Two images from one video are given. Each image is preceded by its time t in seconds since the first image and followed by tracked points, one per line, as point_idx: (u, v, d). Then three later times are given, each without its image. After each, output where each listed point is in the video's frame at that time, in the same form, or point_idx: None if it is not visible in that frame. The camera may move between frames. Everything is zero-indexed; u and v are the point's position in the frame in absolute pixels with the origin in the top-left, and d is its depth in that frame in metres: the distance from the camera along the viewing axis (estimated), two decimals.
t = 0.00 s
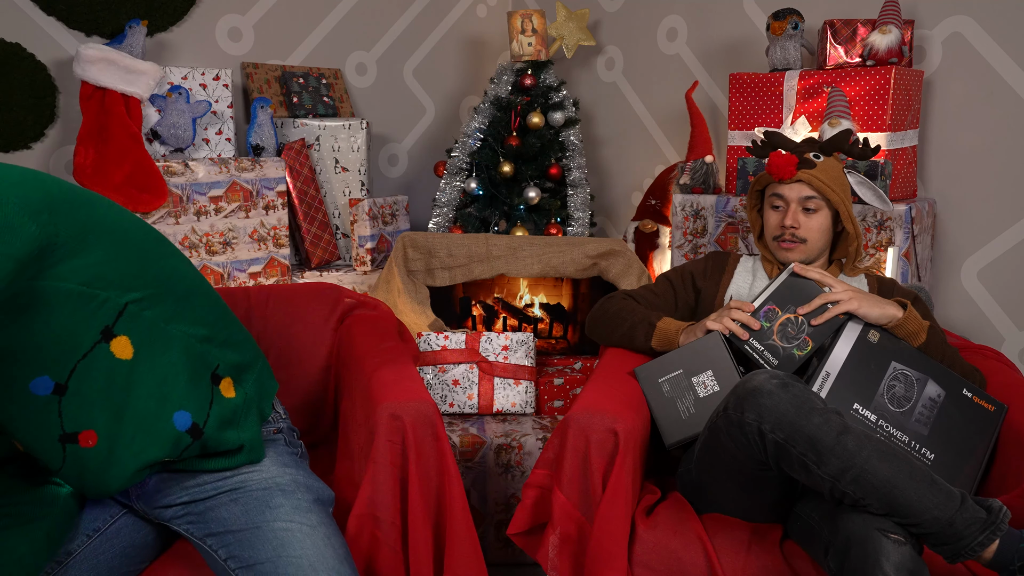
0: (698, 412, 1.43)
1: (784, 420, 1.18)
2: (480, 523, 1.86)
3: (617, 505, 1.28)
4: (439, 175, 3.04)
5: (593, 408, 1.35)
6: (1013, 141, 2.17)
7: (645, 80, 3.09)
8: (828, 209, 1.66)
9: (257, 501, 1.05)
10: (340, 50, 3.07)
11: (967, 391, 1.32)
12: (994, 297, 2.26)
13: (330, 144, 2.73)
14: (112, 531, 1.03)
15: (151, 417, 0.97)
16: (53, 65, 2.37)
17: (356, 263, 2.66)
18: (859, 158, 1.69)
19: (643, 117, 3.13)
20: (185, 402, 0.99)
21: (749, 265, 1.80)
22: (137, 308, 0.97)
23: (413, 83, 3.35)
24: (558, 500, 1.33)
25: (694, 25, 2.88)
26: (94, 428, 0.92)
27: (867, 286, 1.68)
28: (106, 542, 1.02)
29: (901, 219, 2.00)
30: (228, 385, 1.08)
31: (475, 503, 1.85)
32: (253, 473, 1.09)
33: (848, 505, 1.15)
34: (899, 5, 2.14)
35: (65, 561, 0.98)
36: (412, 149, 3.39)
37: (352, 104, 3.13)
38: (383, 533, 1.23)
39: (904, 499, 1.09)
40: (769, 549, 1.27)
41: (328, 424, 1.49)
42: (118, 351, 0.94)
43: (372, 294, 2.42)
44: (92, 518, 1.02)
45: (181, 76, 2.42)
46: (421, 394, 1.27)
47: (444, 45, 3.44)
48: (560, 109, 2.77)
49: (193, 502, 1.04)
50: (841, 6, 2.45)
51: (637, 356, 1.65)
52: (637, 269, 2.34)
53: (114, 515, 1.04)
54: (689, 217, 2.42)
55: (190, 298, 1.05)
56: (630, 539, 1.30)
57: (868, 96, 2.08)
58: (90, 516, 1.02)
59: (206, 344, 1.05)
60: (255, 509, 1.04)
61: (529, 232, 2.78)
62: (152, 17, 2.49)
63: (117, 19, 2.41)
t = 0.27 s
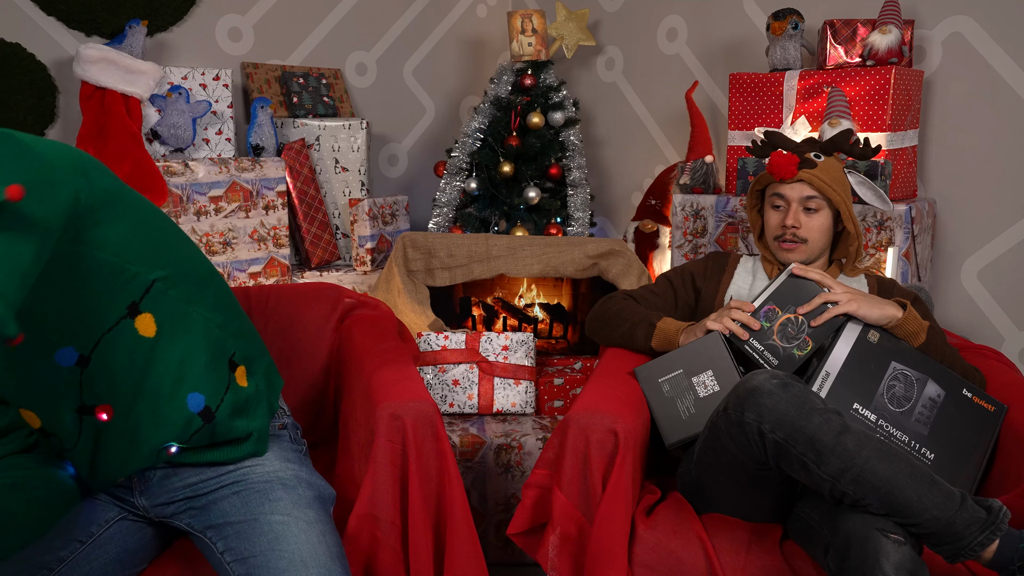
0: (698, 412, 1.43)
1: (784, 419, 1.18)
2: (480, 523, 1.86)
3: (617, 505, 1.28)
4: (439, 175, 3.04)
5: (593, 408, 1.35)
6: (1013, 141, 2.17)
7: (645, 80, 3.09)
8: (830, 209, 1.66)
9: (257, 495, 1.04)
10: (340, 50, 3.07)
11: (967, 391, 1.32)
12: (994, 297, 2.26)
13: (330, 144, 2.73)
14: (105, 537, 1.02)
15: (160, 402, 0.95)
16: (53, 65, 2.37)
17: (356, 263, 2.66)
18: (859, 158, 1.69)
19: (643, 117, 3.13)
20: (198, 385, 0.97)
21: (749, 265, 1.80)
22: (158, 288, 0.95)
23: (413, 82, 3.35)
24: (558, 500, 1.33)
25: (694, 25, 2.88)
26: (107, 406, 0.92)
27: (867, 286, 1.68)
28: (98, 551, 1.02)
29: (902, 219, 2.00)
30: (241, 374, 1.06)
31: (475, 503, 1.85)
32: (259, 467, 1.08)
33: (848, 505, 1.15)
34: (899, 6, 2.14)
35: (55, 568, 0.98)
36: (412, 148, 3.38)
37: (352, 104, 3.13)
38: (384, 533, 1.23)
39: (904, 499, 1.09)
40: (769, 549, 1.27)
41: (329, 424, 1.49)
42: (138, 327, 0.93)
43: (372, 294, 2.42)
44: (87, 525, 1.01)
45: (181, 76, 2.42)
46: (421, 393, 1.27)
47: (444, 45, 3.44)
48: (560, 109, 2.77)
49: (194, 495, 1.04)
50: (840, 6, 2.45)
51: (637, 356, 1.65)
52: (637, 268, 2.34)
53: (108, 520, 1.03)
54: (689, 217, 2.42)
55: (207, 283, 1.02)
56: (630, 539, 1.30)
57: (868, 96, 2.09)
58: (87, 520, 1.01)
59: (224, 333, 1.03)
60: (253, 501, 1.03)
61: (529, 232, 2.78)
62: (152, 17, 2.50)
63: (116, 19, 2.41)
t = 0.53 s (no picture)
0: (698, 411, 1.43)
1: (784, 420, 1.18)
2: (480, 523, 1.86)
3: (617, 505, 1.28)
4: (439, 175, 3.04)
5: (594, 408, 1.35)
6: (1013, 141, 2.17)
7: (645, 79, 3.09)
8: (835, 204, 1.67)
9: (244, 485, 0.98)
10: (340, 50, 3.07)
11: (967, 391, 1.32)
12: (994, 297, 2.25)
13: (330, 144, 2.73)
14: (102, 540, 0.97)
15: (183, 398, 0.91)
16: (53, 65, 2.37)
17: (356, 263, 2.66)
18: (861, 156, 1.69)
19: (643, 117, 3.13)
20: (220, 384, 0.95)
21: (749, 264, 1.80)
22: (196, 283, 0.92)
23: (413, 82, 3.35)
24: (558, 500, 1.33)
25: (694, 25, 2.87)
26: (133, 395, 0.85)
27: (867, 286, 1.68)
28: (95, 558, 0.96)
29: (902, 219, 2.00)
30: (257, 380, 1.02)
31: (475, 503, 1.85)
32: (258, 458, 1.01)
33: (848, 505, 1.15)
34: (899, 5, 2.14)
35: (50, 573, 0.93)
36: (412, 148, 3.38)
37: (352, 104, 3.13)
38: (384, 534, 1.22)
39: (904, 499, 1.09)
40: (769, 549, 1.27)
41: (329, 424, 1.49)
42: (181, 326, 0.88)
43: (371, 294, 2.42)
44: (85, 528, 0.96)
45: (181, 76, 2.42)
46: (422, 393, 1.27)
47: (444, 44, 3.44)
48: (560, 109, 2.77)
49: (188, 490, 0.98)
50: (840, 6, 2.45)
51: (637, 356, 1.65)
52: (637, 268, 2.34)
53: (103, 525, 0.97)
54: (689, 217, 2.42)
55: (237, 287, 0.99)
56: (630, 539, 1.30)
57: (868, 96, 2.09)
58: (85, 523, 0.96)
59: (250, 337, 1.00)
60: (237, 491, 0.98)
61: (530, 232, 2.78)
62: (152, 17, 2.50)
63: (117, 19, 2.41)
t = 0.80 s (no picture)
0: (698, 410, 1.43)
1: (784, 420, 1.18)
2: (480, 523, 1.86)
3: (617, 505, 1.28)
4: (439, 175, 3.04)
5: (593, 408, 1.35)
6: (1013, 141, 2.17)
7: (645, 79, 3.09)
8: (836, 202, 1.67)
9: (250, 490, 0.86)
10: (340, 49, 3.07)
11: (967, 391, 1.32)
12: (994, 297, 2.25)
13: (330, 144, 2.73)
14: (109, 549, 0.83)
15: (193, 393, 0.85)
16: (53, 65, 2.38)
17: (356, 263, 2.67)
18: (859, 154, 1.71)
19: (643, 117, 3.13)
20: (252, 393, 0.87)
21: (749, 264, 1.80)
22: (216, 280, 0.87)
23: (413, 83, 3.35)
24: (558, 500, 1.33)
25: (694, 25, 2.87)
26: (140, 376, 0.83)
27: (867, 286, 1.68)
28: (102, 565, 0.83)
29: (901, 219, 2.00)
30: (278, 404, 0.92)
31: (475, 503, 1.85)
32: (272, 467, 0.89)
33: (848, 505, 1.15)
34: (899, 5, 2.14)
35: None
36: (412, 148, 3.38)
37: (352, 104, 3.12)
38: (384, 534, 1.22)
39: (904, 499, 1.09)
40: (769, 549, 1.26)
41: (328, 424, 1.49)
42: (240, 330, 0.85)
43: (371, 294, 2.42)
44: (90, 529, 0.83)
45: (181, 76, 2.43)
46: (422, 393, 1.27)
47: (444, 44, 3.43)
48: (560, 109, 2.77)
49: (195, 506, 0.85)
50: (840, 6, 2.45)
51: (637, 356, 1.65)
52: (637, 267, 2.35)
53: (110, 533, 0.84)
54: (689, 217, 2.42)
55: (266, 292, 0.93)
56: (630, 539, 1.30)
57: (868, 96, 2.08)
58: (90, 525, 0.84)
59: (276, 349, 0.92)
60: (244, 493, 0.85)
61: (529, 232, 2.78)
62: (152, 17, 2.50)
63: (117, 19, 2.41)
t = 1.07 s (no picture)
0: (699, 410, 1.43)
1: (784, 420, 1.18)
2: (480, 523, 1.86)
3: (617, 505, 1.28)
4: (440, 175, 3.04)
5: (593, 408, 1.35)
6: (1013, 141, 2.17)
7: (645, 79, 3.09)
8: (836, 202, 1.67)
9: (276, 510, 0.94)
10: (340, 49, 3.07)
11: (967, 391, 1.32)
12: (994, 297, 2.25)
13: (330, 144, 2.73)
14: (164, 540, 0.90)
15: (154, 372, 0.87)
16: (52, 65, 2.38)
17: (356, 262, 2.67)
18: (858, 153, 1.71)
19: (643, 117, 3.13)
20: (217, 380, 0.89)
21: (749, 263, 1.80)
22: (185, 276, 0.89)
23: (413, 83, 3.35)
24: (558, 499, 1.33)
25: (694, 25, 2.87)
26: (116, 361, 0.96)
27: (867, 286, 1.68)
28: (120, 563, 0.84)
29: (902, 219, 1.99)
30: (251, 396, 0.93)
31: (476, 503, 1.85)
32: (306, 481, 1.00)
33: (847, 505, 1.15)
34: (899, 5, 2.14)
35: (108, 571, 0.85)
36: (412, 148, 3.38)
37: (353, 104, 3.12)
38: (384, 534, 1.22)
39: (904, 499, 1.09)
40: (769, 548, 1.26)
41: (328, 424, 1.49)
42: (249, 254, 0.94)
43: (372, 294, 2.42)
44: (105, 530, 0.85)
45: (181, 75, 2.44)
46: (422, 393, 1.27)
47: (444, 45, 3.43)
48: (560, 109, 2.77)
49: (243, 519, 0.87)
50: (840, 6, 2.45)
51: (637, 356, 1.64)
52: (637, 266, 2.35)
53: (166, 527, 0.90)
54: (689, 217, 2.42)
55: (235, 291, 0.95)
56: (630, 540, 1.30)
57: (868, 96, 2.08)
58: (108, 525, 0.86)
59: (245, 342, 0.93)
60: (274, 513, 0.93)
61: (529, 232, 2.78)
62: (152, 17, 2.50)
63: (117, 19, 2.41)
